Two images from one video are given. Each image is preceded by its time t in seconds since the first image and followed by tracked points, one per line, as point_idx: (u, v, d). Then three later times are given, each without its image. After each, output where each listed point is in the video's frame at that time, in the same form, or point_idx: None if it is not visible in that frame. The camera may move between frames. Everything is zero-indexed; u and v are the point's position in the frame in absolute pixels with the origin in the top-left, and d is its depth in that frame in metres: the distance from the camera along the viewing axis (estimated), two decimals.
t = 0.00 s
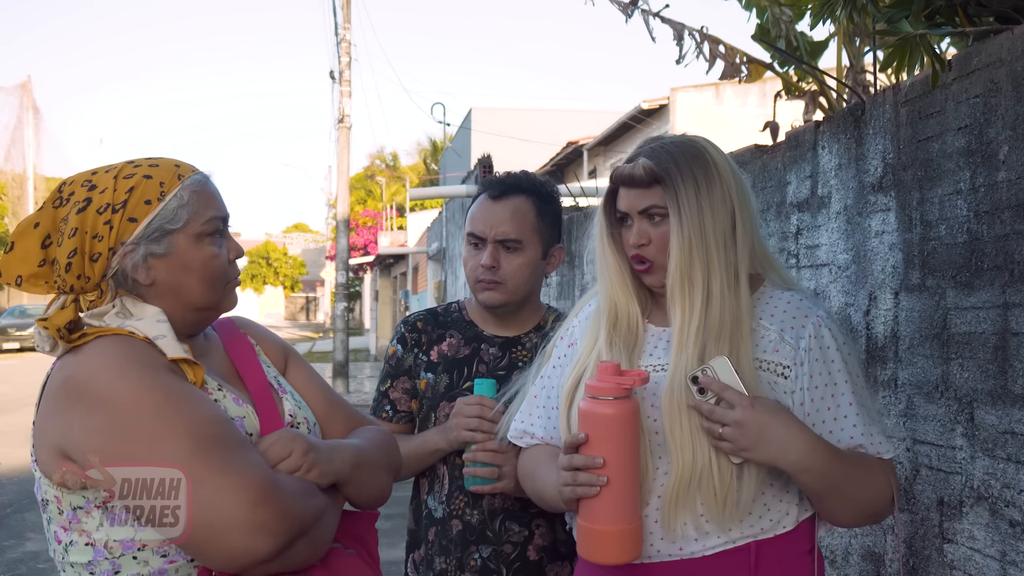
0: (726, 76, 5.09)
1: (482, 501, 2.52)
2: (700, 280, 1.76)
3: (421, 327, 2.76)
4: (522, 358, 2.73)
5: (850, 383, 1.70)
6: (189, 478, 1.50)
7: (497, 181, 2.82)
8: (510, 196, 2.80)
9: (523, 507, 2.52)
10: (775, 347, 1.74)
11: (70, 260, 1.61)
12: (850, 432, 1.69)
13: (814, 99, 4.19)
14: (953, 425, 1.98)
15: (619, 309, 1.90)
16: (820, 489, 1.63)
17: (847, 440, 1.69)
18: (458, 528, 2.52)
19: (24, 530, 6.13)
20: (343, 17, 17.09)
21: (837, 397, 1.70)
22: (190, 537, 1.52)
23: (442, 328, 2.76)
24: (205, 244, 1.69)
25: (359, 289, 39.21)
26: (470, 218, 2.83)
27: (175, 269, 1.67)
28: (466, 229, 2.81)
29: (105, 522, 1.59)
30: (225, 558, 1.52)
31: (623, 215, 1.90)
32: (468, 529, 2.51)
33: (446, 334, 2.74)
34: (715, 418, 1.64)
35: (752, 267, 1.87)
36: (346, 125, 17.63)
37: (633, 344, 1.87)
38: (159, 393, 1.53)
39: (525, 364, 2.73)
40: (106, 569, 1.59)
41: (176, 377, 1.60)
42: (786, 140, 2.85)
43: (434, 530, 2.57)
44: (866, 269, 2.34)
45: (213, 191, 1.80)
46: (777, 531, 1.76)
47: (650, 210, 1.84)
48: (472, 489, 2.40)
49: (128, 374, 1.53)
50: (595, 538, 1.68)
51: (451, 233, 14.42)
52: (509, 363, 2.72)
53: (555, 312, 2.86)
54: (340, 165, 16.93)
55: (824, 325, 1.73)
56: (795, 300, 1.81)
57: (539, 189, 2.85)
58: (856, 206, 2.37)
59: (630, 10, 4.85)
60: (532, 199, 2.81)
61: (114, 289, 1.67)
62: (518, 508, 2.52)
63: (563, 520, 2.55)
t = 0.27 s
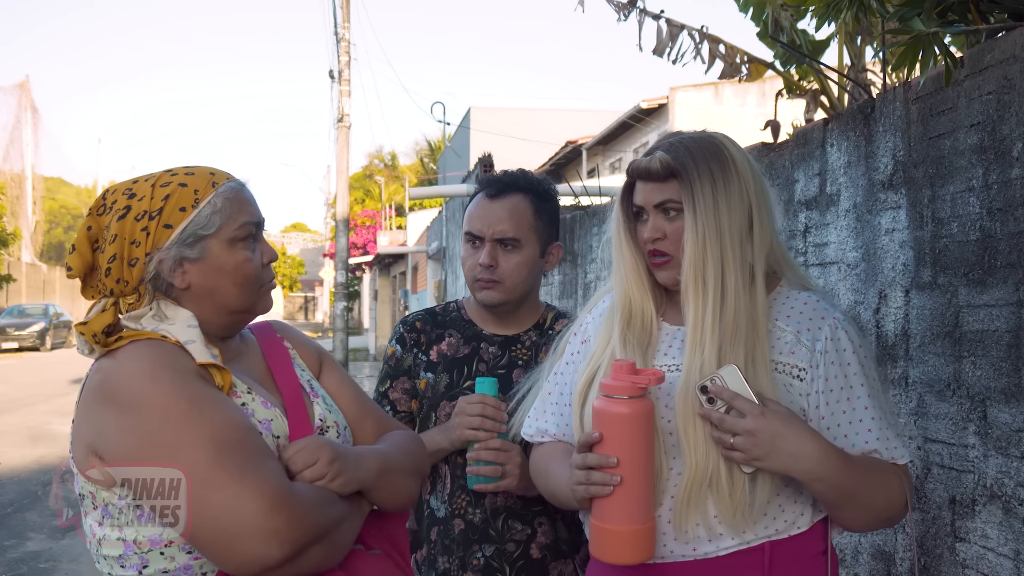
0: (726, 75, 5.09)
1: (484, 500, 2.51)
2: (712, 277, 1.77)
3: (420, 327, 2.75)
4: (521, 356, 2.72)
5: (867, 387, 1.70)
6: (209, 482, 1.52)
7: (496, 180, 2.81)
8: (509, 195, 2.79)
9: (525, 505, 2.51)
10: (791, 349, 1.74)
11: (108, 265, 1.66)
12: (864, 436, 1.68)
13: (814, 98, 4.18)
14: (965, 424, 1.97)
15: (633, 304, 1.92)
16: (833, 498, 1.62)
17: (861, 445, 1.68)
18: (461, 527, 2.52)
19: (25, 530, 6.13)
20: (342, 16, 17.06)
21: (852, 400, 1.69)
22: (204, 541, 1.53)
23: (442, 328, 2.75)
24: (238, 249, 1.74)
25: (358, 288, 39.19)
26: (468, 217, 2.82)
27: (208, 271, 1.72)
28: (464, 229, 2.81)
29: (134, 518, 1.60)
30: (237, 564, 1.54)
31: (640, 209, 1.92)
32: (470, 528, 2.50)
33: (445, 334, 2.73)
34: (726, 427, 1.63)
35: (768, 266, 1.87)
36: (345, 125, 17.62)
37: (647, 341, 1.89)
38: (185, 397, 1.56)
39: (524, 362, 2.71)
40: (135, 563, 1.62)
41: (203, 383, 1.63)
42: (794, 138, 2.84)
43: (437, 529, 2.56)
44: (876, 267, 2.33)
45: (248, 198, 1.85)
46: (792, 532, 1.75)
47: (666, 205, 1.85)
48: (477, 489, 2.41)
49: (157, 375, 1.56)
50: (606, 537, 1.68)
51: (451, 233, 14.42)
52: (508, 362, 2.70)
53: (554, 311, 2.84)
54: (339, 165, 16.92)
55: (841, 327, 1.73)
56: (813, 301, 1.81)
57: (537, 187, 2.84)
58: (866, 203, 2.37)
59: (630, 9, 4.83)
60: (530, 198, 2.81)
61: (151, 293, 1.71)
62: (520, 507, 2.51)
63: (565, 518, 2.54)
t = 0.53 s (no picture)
0: (726, 75, 5.07)
1: (482, 498, 2.50)
2: (720, 274, 1.77)
3: (415, 326, 2.74)
4: (517, 355, 2.71)
5: (876, 385, 1.69)
6: (229, 469, 1.53)
7: (493, 178, 2.80)
8: (505, 194, 2.78)
9: (522, 503, 2.50)
10: (801, 348, 1.74)
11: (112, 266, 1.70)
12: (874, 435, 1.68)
13: (814, 98, 4.16)
14: (972, 422, 1.96)
15: (640, 302, 1.91)
16: (841, 498, 1.62)
17: (870, 444, 1.68)
18: (459, 526, 2.51)
19: (26, 530, 6.12)
20: (343, 15, 17.05)
21: (861, 399, 1.69)
22: (226, 526, 1.54)
23: (437, 327, 2.75)
24: (234, 229, 1.75)
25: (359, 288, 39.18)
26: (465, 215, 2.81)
27: (211, 257, 1.75)
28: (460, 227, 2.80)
29: (155, 504, 1.61)
30: (258, 550, 1.54)
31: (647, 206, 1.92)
32: (468, 527, 2.50)
33: (441, 333, 2.73)
34: (733, 429, 1.63)
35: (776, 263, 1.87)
36: (345, 125, 17.62)
37: (653, 339, 1.88)
38: (204, 385, 1.57)
39: (520, 362, 2.70)
40: (154, 548, 1.65)
41: (223, 371, 1.64)
42: (799, 136, 2.83)
43: (435, 528, 2.56)
44: (882, 265, 2.32)
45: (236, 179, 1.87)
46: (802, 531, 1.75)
47: (672, 201, 1.85)
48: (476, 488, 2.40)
49: (174, 363, 1.58)
50: (614, 537, 1.67)
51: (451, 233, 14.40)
52: (505, 361, 2.70)
53: (550, 310, 2.83)
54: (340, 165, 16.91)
55: (850, 324, 1.72)
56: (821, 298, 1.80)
57: (534, 186, 2.83)
58: (872, 200, 2.36)
59: (629, 9, 4.82)
60: (527, 196, 2.80)
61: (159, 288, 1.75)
62: (518, 505, 2.50)
63: (564, 516, 2.53)
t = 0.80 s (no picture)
0: (727, 74, 5.07)
1: (477, 496, 2.50)
2: (724, 269, 1.76)
3: (409, 322, 2.71)
4: (511, 352, 2.71)
5: (879, 381, 1.70)
6: (232, 472, 1.52)
7: (489, 175, 2.79)
8: (502, 191, 2.77)
9: (517, 500, 2.50)
10: (804, 343, 1.73)
11: (152, 243, 1.70)
12: (877, 431, 1.69)
13: (815, 97, 4.16)
14: (975, 417, 1.96)
15: (642, 298, 1.91)
16: (847, 496, 1.62)
17: (874, 441, 1.69)
18: (453, 523, 2.50)
19: (27, 529, 6.12)
20: (344, 15, 17.05)
21: (864, 395, 1.70)
22: (224, 529, 1.53)
23: (431, 323, 2.74)
24: (278, 259, 1.75)
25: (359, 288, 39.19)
26: (461, 213, 2.80)
27: (245, 273, 1.75)
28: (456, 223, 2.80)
29: (156, 502, 1.60)
30: (258, 555, 1.54)
31: (648, 199, 1.91)
32: (463, 524, 2.49)
33: (435, 329, 2.72)
34: (739, 428, 1.62)
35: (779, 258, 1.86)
36: (346, 125, 17.61)
37: (656, 335, 1.88)
38: (211, 386, 1.57)
39: (514, 359, 2.70)
40: (153, 547, 1.65)
41: (229, 373, 1.64)
42: (801, 132, 2.83)
43: (428, 525, 2.54)
44: (884, 261, 2.32)
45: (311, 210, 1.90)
46: (805, 528, 1.74)
47: (676, 195, 1.85)
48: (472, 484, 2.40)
49: (182, 363, 1.58)
50: (617, 535, 1.67)
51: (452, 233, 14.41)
52: (498, 358, 2.69)
53: (543, 307, 2.83)
54: (341, 164, 16.91)
55: (853, 321, 1.73)
56: (824, 293, 1.80)
57: (531, 183, 2.82)
58: (874, 196, 2.35)
59: (627, 9, 4.83)
60: (524, 194, 2.79)
61: (185, 278, 1.74)
62: (513, 502, 2.50)
63: (558, 513, 2.54)
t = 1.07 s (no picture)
0: (727, 73, 5.05)
1: (473, 492, 2.49)
2: (722, 264, 1.76)
3: (405, 317, 2.71)
4: (507, 349, 2.71)
5: (877, 376, 1.68)
6: (244, 470, 1.52)
7: (489, 170, 2.78)
8: (501, 187, 2.76)
9: (513, 497, 2.50)
10: (801, 339, 1.73)
11: (159, 237, 1.68)
12: (876, 427, 1.67)
13: (814, 96, 4.15)
14: (973, 414, 1.95)
15: (640, 294, 1.91)
16: (848, 493, 1.61)
17: (873, 437, 1.67)
18: (447, 520, 2.49)
19: (26, 528, 6.11)
20: (345, 14, 17.05)
21: (863, 390, 1.69)
22: (233, 528, 1.53)
23: (427, 318, 2.73)
24: (290, 247, 1.76)
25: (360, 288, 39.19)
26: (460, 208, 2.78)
27: (257, 264, 1.75)
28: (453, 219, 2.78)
29: (159, 496, 1.61)
30: (265, 556, 1.54)
31: (645, 194, 1.91)
32: (458, 521, 2.49)
33: (431, 325, 2.71)
34: (743, 423, 1.61)
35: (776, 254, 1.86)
36: (346, 124, 17.61)
37: (653, 331, 1.87)
38: (226, 383, 1.57)
39: (510, 356, 2.70)
40: (153, 540, 1.64)
41: (244, 371, 1.65)
42: (798, 129, 2.83)
43: (423, 521, 2.52)
44: (882, 257, 2.31)
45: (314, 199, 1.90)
46: (803, 525, 1.74)
47: (673, 190, 1.84)
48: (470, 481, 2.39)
49: (198, 359, 1.58)
50: (615, 531, 1.67)
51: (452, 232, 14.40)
52: (495, 354, 2.69)
53: (540, 303, 2.82)
54: (341, 163, 16.91)
55: (851, 316, 1.72)
56: (822, 289, 1.80)
57: (529, 180, 2.81)
58: (872, 193, 2.35)
59: (625, 8, 4.83)
60: (522, 190, 2.78)
61: (194, 272, 1.73)
62: (508, 499, 2.50)
63: (552, 511, 2.54)
